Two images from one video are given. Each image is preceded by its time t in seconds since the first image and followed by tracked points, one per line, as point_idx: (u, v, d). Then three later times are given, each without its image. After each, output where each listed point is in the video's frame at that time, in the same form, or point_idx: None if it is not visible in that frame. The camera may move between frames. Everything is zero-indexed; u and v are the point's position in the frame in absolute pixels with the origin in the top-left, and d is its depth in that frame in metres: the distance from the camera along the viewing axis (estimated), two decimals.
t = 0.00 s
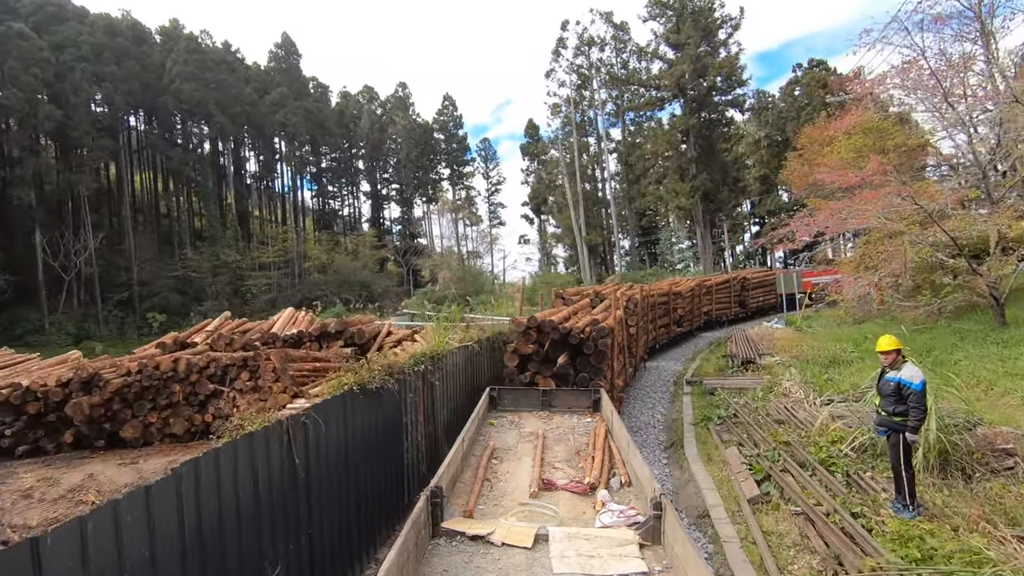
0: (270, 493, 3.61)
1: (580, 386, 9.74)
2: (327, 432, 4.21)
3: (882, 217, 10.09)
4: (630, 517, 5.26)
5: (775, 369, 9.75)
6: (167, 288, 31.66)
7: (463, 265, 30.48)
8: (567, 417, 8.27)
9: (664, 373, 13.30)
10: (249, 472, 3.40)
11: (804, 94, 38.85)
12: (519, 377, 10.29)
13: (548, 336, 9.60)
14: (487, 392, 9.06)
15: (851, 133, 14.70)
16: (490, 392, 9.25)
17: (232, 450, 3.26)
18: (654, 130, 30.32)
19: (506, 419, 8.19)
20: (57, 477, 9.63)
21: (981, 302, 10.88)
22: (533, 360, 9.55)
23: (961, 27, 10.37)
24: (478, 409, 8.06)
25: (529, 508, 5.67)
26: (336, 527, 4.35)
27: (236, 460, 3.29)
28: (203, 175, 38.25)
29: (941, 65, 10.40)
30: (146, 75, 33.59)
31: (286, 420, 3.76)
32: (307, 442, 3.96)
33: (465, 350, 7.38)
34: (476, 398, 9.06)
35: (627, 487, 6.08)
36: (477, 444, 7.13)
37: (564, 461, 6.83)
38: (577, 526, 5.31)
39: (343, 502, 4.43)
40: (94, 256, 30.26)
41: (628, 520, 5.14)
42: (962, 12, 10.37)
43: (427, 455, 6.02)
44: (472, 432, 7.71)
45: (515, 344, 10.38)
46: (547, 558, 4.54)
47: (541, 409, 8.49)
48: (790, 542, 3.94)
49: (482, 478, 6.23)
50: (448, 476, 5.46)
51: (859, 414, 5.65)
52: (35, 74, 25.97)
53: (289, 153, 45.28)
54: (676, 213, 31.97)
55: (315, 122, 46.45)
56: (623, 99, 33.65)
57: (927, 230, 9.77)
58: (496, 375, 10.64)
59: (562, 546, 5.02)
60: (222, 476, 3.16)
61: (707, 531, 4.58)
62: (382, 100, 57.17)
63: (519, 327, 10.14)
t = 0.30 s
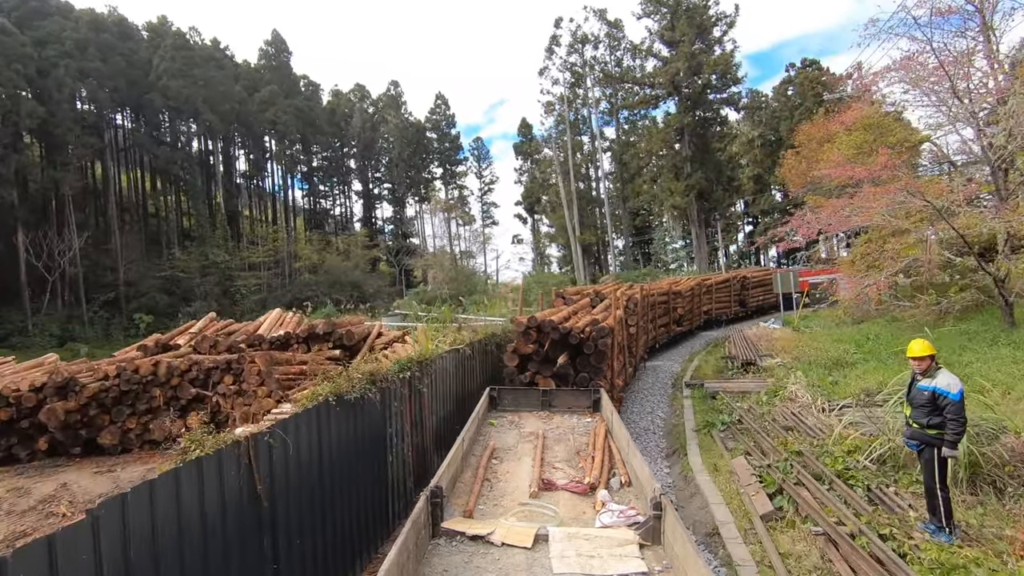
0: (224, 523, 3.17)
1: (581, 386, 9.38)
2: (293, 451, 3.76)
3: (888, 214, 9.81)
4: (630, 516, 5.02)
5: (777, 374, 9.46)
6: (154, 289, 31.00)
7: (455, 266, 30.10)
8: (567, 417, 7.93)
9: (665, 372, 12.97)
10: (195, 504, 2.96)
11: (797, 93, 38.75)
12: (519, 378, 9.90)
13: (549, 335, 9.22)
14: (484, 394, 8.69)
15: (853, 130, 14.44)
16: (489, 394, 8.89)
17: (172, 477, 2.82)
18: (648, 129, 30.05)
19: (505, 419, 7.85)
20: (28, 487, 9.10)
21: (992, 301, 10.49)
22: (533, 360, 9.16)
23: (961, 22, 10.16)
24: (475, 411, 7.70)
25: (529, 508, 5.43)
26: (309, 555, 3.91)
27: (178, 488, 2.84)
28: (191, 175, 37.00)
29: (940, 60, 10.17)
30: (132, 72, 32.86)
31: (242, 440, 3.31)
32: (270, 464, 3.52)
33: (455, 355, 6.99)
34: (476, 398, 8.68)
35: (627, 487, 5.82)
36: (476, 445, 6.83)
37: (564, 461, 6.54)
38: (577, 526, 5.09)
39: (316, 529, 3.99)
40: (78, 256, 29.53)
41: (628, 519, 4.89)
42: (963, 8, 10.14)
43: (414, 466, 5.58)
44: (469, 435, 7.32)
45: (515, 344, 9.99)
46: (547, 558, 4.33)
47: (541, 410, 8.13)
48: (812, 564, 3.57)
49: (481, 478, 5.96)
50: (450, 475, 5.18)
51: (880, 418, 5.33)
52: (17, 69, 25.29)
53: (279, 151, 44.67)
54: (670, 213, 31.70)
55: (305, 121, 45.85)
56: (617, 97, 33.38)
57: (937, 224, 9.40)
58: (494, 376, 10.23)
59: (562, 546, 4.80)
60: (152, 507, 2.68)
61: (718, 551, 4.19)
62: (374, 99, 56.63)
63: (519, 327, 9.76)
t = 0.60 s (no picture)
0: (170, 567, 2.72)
1: (580, 386, 9.11)
2: (257, 473, 3.36)
3: (892, 211, 9.54)
4: (630, 516, 4.89)
5: (782, 376, 9.13)
6: (141, 290, 30.34)
7: (448, 266, 29.72)
8: (567, 416, 7.71)
9: (665, 372, 12.68)
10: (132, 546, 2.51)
11: (790, 93, 38.63)
12: (518, 378, 9.62)
13: (549, 335, 8.89)
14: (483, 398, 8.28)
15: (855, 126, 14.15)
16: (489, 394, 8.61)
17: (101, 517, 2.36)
18: (643, 127, 29.75)
19: (504, 418, 7.68)
20: None
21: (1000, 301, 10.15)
22: (533, 360, 8.82)
23: (961, 18, 9.92)
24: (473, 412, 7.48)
25: (529, 507, 5.31)
26: None
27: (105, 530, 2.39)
28: (180, 173, 36.83)
29: (940, 58, 10.07)
30: (118, 68, 32.02)
31: (195, 463, 2.91)
32: (224, 493, 3.08)
33: (445, 358, 6.59)
34: (475, 399, 8.37)
35: (627, 487, 5.67)
36: (476, 445, 6.66)
37: (564, 461, 6.36)
38: (577, 526, 4.98)
39: (285, 562, 3.55)
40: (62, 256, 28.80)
41: (628, 519, 4.78)
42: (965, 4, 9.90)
43: (398, 481, 5.15)
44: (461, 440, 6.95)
45: (514, 343, 9.68)
46: (547, 558, 4.24)
47: (541, 410, 7.88)
48: None
49: (481, 478, 5.81)
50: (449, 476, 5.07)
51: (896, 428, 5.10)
52: None
53: (269, 150, 44.03)
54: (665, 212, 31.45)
55: (296, 119, 45.17)
56: (611, 96, 33.05)
57: (945, 222, 9.13)
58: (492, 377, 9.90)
59: (562, 546, 4.69)
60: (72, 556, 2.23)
61: None
62: (365, 98, 55.99)
63: (518, 326, 9.43)
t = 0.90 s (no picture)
0: None
1: (580, 386, 8.97)
2: (204, 505, 2.93)
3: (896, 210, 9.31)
4: (630, 516, 4.93)
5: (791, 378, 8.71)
6: (126, 290, 29.67)
7: (440, 266, 29.31)
8: (567, 416, 7.68)
9: (665, 373, 12.46)
10: None
11: (783, 92, 38.54)
12: (517, 378, 9.47)
13: (548, 334, 8.72)
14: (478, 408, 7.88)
15: (858, 121, 13.86)
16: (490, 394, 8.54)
17: None
18: (637, 126, 29.47)
19: (504, 418, 7.65)
20: None
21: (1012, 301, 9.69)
22: (533, 361, 8.61)
23: (962, 13, 9.55)
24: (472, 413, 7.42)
25: (530, 508, 5.35)
26: None
27: None
28: (167, 172, 36.24)
29: (948, 48, 9.61)
30: (103, 65, 31.28)
31: (119, 500, 2.48)
32: (159, 532, 2.64)
33: (431, 362, 6.10)
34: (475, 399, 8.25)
35: (627, 487, 5.69)
36: (475, 445, 6.68)
37: (565, 461, 6.39)
38: (577, 526, 5.01)
39: None
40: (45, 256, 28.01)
41: (627, 519, 4.82)
42: None
43: (382, 500, 4.73)
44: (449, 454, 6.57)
45: (514, 342, 9.54)
46: (546, 558, 4.28)
47: (541, 411, 7.85)
48: None
49: (482, 478, 5.84)
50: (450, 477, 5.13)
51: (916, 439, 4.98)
52: None
53: (259, 149, 43.40)
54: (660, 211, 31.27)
55: (286, 117, 44.54)
56: (605, 94, 32.78)
57: (953, 219, 8.72)
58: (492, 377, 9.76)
59: (562, 546, 4.74)
60: None
61: None
62: (357, 96, 55.33)
63: (517, 326, 9.26)
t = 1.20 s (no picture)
0: None
1: (580, 386, 8.78)
2: (134, 552, 2.37)
3: (902, 208, 9.08)
4: (630, 516, 4.85)
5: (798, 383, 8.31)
6: (112, 290, 28.96)
7: (433, 266, 28.88)
8: (567, 416, 7.54)
9: (664, 375, 12.13)
10: None
11: (776, 91, 38.42)
12: (517, 379, 9.27)
13: (549, 333, 8.54)
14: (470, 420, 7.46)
15: (858, 118, 13.69)
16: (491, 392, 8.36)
17: None
18: (632, 124, 29.20)
19: (504, 418, 7.51)
20: None
21: None
22: (533, 361, 8.39)
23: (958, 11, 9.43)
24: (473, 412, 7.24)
25: (530, 507, 5.27)
26: None
27: None
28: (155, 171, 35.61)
29: (958, 39, 9.38)
30: (87, 60, 30.49)
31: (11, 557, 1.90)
32: None
33: (416, 367, 5.62)
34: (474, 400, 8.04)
35: (627, 487, 5.60)
36: (476, 445, 6.55)
37: (565, 460, 6.31)
38: (577, 526, 4.94)
39: None
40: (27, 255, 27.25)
41: (627, 519, 4.74)
42: None
43: (363, 524, 4.22)
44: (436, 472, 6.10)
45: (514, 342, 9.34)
46: (547, 558, 4.22)
47: (541, 410, 7.73)
48: None
49: (482, 478, 5.75)
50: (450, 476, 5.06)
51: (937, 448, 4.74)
52: None
53: (248, 147, 42.75)
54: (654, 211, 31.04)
55: (276, 115, 43.92)
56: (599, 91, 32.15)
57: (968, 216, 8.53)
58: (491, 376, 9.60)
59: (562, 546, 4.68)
60: None
61: None
62: (348, 94, 54.71)
63: (517, 325, 9.06)
